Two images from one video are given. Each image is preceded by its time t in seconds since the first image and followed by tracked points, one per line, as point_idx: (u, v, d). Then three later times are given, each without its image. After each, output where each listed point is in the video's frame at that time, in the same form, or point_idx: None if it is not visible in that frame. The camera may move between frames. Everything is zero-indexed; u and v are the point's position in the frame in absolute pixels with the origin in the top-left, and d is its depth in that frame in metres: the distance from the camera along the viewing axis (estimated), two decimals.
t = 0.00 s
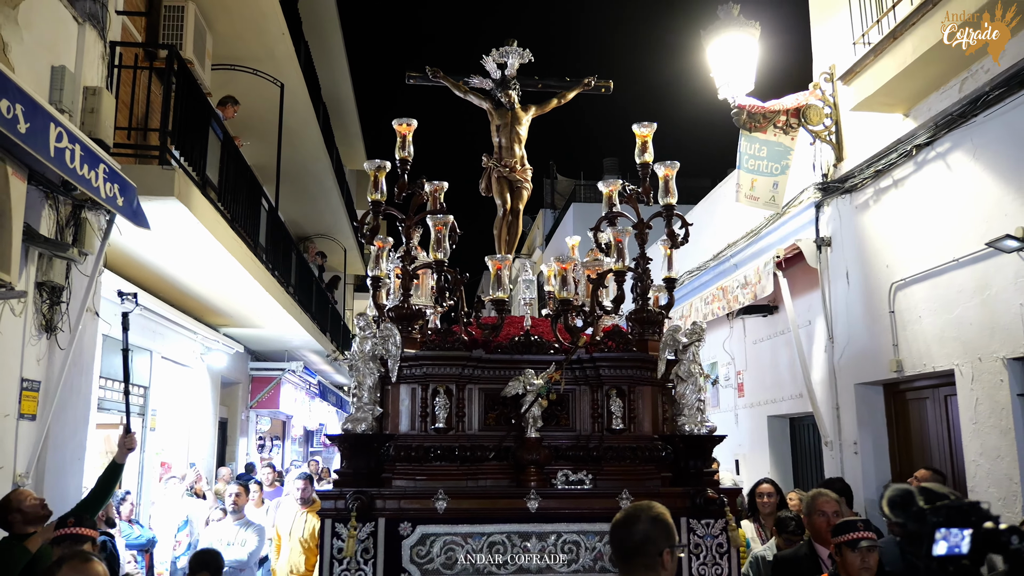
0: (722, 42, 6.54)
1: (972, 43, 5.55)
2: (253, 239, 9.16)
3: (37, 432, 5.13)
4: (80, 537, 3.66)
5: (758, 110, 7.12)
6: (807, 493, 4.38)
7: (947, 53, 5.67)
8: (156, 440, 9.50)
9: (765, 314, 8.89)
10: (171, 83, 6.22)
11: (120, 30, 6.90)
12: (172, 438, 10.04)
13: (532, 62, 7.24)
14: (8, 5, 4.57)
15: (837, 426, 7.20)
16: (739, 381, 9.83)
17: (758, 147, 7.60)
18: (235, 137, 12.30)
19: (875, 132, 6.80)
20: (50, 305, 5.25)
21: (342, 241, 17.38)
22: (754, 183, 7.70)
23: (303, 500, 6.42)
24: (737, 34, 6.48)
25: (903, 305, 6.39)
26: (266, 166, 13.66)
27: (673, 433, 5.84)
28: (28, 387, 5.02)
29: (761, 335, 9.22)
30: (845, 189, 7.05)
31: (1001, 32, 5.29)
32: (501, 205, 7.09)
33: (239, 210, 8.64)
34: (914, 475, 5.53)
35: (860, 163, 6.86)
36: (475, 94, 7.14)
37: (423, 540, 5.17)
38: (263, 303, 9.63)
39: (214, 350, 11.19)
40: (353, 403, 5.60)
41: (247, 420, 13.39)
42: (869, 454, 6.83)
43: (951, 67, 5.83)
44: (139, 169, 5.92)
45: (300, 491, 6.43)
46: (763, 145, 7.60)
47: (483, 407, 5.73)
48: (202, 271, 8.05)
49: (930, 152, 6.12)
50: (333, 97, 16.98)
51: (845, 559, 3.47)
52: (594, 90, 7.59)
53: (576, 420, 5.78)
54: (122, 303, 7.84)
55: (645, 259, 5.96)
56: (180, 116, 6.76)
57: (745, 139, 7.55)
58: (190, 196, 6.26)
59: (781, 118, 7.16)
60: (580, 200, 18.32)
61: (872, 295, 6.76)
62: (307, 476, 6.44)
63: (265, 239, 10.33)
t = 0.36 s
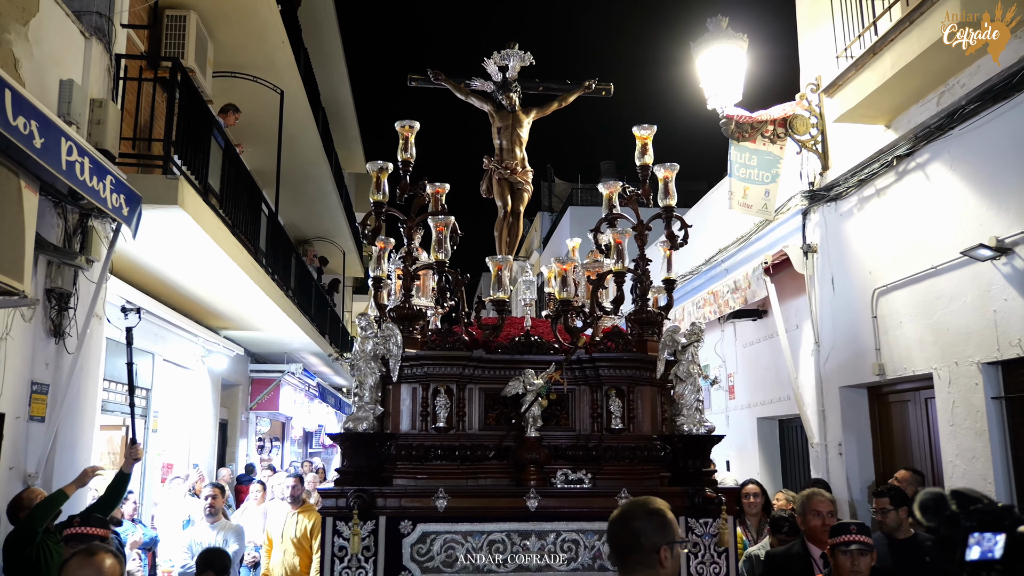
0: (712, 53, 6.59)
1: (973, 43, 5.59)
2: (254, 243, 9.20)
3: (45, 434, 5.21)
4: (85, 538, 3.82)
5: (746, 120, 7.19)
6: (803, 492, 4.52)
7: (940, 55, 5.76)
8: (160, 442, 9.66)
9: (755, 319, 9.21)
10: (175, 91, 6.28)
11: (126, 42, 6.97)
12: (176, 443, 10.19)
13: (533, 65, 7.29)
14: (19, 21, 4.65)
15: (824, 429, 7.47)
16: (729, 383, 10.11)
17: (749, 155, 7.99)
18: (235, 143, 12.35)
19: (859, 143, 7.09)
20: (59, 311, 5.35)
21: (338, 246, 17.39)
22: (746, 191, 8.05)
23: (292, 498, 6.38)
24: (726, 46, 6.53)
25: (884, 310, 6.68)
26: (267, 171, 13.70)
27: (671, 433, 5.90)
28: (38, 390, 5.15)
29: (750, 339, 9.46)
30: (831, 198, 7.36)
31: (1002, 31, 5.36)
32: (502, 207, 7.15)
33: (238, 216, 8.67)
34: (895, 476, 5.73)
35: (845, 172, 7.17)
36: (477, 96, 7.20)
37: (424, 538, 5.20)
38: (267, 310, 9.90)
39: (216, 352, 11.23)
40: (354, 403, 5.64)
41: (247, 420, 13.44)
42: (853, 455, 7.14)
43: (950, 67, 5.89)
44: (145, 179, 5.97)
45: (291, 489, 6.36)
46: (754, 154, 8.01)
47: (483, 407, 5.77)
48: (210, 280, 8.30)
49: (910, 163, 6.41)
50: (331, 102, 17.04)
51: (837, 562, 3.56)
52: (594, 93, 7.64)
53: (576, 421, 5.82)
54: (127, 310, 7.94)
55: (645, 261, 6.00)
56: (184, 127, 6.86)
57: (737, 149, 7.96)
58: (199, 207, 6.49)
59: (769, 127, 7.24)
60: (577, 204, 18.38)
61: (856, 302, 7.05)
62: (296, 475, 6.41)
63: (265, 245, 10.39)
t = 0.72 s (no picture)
0: (702, 66, 6.63)
1: (973, 43, 5.55)
2: (255, 251, 9.15)
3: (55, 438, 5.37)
4: (68, 549, 3.78)
5: (735, 131, 7.46)
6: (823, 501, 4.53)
7: (923, 68, 5.92)
8: (164, 446, 9.72)
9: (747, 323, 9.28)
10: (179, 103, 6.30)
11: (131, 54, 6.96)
12: (180, 447, 10.21)
13: (526, 70, 7.28)
14: (31, 38, 4.78)
15: (813, 432, 7.61)
16: (722, 387, 10.16)
17: (738, 165, 7.97)
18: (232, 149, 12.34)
19: (847, 154, 7.26)
20: (68, 319, 5.45)
21: (338, 249, 17.46)
22: (735, 201, 8.08)
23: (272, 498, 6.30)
24: (715, 59, 6.57)
25: (869, 317, 6.85)
26: (265, 177, 13.70)
27: (664, 438, 5.92)
28: (48, 395, 5.24)
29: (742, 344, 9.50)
30: (819, 207, 7.51)
31: (1002, 31, 5.32)
32: (496, 211, 7.15)
33: (240, 224, 8.68)
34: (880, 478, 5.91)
35: (832, 182, 7.32)
36: (470, 102, 7.20)
37: (416, 544, 5.20)
38: (268, 317, 10.04)
39: (217, 356, 11.12)
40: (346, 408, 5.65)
41: (248, 424, 13.43)
42: (841, 458, 7.27)
43: (950, 65, 5.87)
44: (151, 190, 5.98)
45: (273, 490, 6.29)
46: (744, 163, 7.97)
47: (476, 412, 5.77)
48: (212, 287, 8.36)
49: (894, 174, 6.56)
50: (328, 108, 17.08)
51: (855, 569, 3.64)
52: (588, 98, 7.66)
53: (569, 426, 5.83)
54: (137, 313, 7.97)
55: (637, 266, 6.04)
56: (186, 140, 6.91)
57: (727, 159, 7.92)
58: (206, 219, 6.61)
59: (758, 138, 7.53)
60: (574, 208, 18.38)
61: (843, 309, 7.21)
62: (278, 478, 6.31)
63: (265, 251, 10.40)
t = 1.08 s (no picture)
0: (701, 75, 6.61)
1: (972, 43, 5.52)
2: (261, 255, 9.12)
3: (72, 438, 5.45)
4: (65, 545, 3.75)
5: (733, 139, 7.36)
6: (846, 503, 4.61)
7: (920, 80, 5.95)
8: (172, 449, 9.77)
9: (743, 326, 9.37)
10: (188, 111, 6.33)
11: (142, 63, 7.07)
12: (186, 448, 10.21)
13: (527, 68, 7.26)
14: (47, 50, 4.86)
15: (809, 433, 7.67)
16: (721, 389, 10.18)
17: (734, 172, 8.42)
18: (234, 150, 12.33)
19: (841, 162, 7.33)
20: (83, 322, 5.48)
21: (341, 251, 17.47)
22: (731, 206, 8.57)
23: (273, 502, 6.25)
24: (714, 67, 6.55)
25: (863, 321, 6.90)
26: (270, 180, 13.69)
27: (664, 438, 5.90)
28: (64, 397, 5.32)
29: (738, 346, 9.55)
30: (815, 213, 7.59)
31: (1002, 31, 5.31)
32: (496, 210, 7.13)
33: (246, 229, 8.67)
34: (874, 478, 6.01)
35: (828, 189, 7.40)
36: (470, 100, 7.17)
37: (416, 544, 5.19)
38: (273, 320, 10.07)
39: (222, 358, 11.05)
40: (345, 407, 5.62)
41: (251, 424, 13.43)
42: (836, 459, 7.32)
43: (942, 76, 5.90)
44: (163, 197, 6.10)
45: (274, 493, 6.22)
46: (739, 170, 8.41)
47: (476, 412, 5.76)
48: (217, 290, 8.39)
49: (887, 181, 6.63)
50: (329, 109, 17.00)
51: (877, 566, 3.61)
52: (589, 96, 7.64)
53: (569, 425, 5.82)
54: (145, 318, 7.98)
55: (638, 265, 6.02)
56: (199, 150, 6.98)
57: (723, 166, 8.38)
58: (215, 228, 6.70)
59: (755, 145, 7.47)
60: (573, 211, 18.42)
61: (838, 313, 7.28)
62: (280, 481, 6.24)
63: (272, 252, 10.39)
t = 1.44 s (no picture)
0: (696, 83, 6.60)
1: (972, 44, 5.56)
2: (263, 258, 9.05)
3: (82, 441, 5.47)
4: (79, 549, 3.76)
5: (729, 147, 7.66)
6: (843, 507, 4.49)
7: (911, 90, 5.99)
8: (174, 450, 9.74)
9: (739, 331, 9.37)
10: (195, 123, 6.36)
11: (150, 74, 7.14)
12: (189, 450, 10.21)
13: (531, 72, 7.27)
14: (61, 63, 4.91)
15: (804, 437, 7.76)
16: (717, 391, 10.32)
17: (729, 178, 8.41)
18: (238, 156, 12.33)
19: (833, 169, 7.38)
20: (92, 326, 5.51)
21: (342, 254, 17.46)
22: (725, 213, 8.55)
23: (282, 503, 6.11)
24: (709, 76, 6.53)
25: (855, 326, 6.98)
26: (273, 185, 13.68)
27: (671, 441, 5.89)
28: (74, 400, 5.35)
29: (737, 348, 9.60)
30: (808, 220, 7.66)
31: (1001, 31, 5.37)
32: (501, 213, 7.13)
33: (250, 234, 8.69)
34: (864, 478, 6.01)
35: (820, 196, 7.47)
36: (476, 103, 7.15)
37: (422, 547, 5.17)
38: (275, 323, 10.09)
39: (224, 360, 11.10)
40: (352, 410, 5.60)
41: (253, 426, 13.43)
42: (829, 461, 7.41)
43: (938, 87, 5.93)
44: (173, 206, 6.10)
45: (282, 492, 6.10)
46: (734, 177, 8.40)
47: (482, 415, 5.75)
48: (221, 295, 8.40)
49: (878, 189, 6.71)
50: (332, 114, 17.00)
51: None
52: (594, 100, 7.63)
53: (575, 428, 5.80)
54: (150, 318, 7.96)
55: (644, 268, 6.00)
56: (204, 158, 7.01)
57: (718, 173, 8.35)
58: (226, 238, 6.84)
59: (751, 153, 7.71)
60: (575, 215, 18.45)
61: (831, 318, 7.35)
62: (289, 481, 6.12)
63: (275, 257, 10.38)
